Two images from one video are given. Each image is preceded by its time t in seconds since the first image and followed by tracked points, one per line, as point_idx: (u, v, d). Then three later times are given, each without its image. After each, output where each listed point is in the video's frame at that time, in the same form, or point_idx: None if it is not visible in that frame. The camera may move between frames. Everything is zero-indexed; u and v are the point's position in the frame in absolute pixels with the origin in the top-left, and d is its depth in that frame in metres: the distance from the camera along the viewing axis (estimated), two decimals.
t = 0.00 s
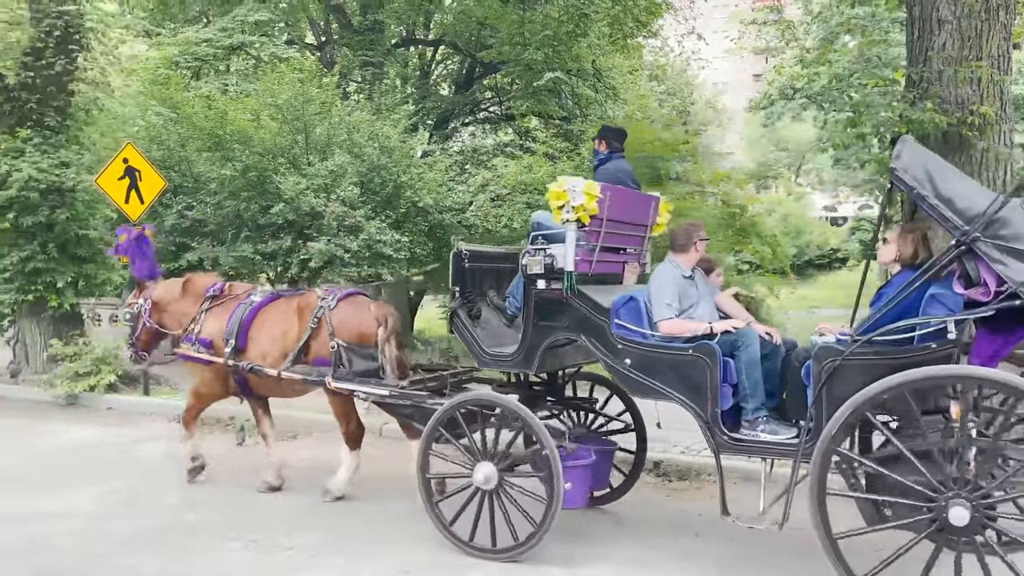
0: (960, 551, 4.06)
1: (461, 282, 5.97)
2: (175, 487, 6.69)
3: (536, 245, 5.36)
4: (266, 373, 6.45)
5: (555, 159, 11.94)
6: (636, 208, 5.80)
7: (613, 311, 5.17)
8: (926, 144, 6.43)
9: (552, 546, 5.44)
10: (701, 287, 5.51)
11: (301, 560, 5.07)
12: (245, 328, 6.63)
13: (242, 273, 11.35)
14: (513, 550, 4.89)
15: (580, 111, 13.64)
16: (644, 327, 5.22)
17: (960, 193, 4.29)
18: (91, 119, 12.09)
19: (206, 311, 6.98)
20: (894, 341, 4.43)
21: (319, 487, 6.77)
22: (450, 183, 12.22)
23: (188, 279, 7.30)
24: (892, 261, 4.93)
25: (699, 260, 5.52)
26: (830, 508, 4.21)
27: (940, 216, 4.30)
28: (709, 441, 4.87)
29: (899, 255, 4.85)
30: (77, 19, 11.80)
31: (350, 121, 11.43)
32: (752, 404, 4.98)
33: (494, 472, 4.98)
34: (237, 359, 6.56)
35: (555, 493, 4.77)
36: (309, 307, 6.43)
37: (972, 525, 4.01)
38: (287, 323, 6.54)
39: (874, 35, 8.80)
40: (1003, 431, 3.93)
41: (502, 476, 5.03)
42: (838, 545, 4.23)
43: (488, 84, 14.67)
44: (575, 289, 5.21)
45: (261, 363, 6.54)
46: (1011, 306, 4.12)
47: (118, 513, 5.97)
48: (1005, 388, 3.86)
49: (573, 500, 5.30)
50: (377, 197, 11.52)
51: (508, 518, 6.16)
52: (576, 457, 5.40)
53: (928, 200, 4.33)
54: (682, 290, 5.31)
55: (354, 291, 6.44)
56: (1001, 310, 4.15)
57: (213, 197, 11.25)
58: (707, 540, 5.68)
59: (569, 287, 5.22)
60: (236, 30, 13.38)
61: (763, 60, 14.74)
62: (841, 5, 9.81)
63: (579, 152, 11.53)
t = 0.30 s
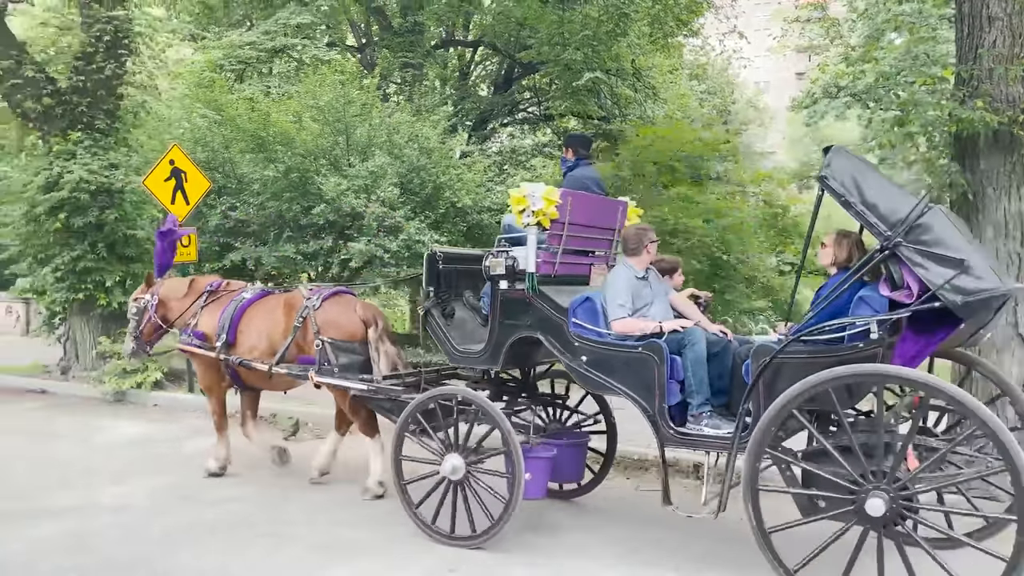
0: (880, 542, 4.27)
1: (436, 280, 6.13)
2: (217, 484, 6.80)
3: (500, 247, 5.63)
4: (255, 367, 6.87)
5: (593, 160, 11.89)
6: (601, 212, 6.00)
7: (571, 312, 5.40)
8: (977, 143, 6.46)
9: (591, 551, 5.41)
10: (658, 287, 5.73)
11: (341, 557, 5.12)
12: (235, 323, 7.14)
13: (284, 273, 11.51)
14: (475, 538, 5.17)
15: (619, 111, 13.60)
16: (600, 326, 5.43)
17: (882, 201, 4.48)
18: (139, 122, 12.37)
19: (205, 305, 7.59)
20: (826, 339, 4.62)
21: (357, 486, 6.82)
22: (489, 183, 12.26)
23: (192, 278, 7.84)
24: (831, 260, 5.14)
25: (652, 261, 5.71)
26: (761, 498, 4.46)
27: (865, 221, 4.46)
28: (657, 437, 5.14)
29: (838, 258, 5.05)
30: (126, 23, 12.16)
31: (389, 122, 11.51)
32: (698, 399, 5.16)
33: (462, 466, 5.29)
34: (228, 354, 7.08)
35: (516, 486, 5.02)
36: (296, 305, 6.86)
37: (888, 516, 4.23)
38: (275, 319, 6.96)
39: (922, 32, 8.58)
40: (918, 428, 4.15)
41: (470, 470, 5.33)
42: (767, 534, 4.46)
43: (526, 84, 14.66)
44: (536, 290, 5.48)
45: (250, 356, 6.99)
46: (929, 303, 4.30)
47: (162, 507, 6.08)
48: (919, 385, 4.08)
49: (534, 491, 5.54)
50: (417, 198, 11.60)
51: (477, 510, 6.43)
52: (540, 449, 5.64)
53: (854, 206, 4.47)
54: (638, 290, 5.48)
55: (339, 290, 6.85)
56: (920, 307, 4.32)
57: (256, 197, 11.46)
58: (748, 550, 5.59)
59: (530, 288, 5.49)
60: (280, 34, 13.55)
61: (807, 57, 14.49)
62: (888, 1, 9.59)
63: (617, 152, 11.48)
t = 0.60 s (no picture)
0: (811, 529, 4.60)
1: (419, 282, 6.52)
2: (258, 479, 6.93)
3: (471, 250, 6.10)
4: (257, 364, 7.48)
5: (632, 160, 11.86)
6: (572, 215, 6.39)
7: (536, 311, 5.79)
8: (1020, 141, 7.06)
9: (625, 552, 5.41)
10: (617, 286, 6.11)
11: (380, 553, 5.20)
12: (236, 325, 7.67)
13: (325, 273, 11.65)
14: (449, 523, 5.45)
15: (659, 111, 13.45)
16: (563, 324, 5.83)
17: (818, 206, 4.89)
18: (185, 124, 12.63)
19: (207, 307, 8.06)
20: (767, 339, 5.00)
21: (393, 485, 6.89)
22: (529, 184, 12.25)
23: (194, 277, 8.29)
24: (777, 262, 5.57)
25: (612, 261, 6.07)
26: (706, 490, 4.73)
27: (800, 225, 4.88)
28: (612, 431, 5.51)
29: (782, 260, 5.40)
30: (172, 27, 12.41)
31: (429, 123, 11.58)
32: (650, 395, 5.49)
33: (432, 456, 5.64)
34: (230, 353, 7.61)
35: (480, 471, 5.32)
36: (289, 309, 7.52)
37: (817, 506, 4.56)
38: (273, 320, 7.58)
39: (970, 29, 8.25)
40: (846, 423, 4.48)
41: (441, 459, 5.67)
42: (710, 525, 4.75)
43: (565, 85, 14.68)
44: (505, 290, 5.87)
45: (252, 354, 7.61)
46: (856, 305, 4.68)
47: (205, 501, 6.21)
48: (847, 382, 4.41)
49: (506, 483, 5.90)
50: (456, 198, 11.66)
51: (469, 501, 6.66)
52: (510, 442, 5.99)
53: (790, 211, 4.93)
54: (598, 290, 5.86)
55: (328, 292, 7.46)
56: (848, 307, 4.70)
57: (298, 198, 11.63)
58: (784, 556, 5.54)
59: (500, 287, 5.86)
60: (322, 36, 13.71)
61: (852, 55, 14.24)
62: None
63: (656, 152, 11.44)
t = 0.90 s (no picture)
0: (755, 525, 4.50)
1: (403, 277, 6.48)
2: (296, 476, 6.98)
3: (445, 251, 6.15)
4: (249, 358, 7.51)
5: (671, 160, 11.77)
6: (547, 219, 6.38)
7: (507, 310, 5.79)
8: None
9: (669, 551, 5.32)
10: (584, 285, 6.09)
11: (417, 551, 5.19)
12: (238, 319, 7.74)
13: (363, 272, 11.74)
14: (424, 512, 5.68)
15: (698, 110, 13.29)
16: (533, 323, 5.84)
17: (762, 212, 4.87)
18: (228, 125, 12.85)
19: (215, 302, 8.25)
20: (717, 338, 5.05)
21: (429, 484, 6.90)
22: (567, 183, 12.18)
23: (203, 275, 8.62)
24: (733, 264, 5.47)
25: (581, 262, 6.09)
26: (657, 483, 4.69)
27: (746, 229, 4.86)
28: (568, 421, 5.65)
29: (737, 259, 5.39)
30: (217, 30, 12.67)
31: (466, 124, 11.63)
32: (610, 389, 5.43)
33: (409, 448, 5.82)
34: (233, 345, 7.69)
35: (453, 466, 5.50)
36: (285, 303, 7.43)
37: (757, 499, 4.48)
38: (269, 315, 7.55)
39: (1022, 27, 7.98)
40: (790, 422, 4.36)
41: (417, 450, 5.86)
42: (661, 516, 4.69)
43: (603, 85, 14.84)
44: (480, 290, 5.92)
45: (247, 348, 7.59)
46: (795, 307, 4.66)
47: (245, 498, 6.26)
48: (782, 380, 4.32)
49: (490, 472, 5.97)
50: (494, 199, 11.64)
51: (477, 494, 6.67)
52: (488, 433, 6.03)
53: (736, 217, 4.96)
54: (567, 291, 5.87)
55: (325, 291, 7.36)
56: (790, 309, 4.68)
57: (337, 198, 11.74)
58: (828, 549, 5.39)
59: (473, 286, 5.92)
60: (361, 38, 13.80)
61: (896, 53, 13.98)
62: None
63: (695, 152, 11.34)
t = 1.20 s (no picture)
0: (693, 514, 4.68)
1: (393, 271, 6.53)
2: (332, 473, 7.00)
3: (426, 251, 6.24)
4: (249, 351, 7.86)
5: (709, 159, 11.66)
6: (527, 222, 6.42)
7: (483, 307, 5.87)
8: None
9: (704, 550, 5.20)
10: (557, 284, 6.11)
11: (451, 550, 5.18)
12: (237, 314, 8.09)
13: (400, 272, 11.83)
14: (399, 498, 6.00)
15: (738, 109, 13.19)
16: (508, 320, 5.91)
17: (710, 217, 4.99)
18: (268, 125, 13.00)
19: (216, 298, 8.59)
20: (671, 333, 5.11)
21: (463, 481, 6.88)
22: (604, 182, 12.14)
23: (211, 274, 9.00)
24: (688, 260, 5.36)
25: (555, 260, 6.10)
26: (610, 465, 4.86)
27: (695, 232, 4.99)
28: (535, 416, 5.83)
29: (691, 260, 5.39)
30: (259, 32, 12.79)
31: (502, 123, 11.63)
32: (575, 381, 5.51)
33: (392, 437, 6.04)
34: (234, 339, 8.02)
35: (430, 459, 5.76)
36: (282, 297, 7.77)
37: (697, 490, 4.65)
38: (266, 310, 7.89)
39: None
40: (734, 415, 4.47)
41: (399, 439, 6.09)
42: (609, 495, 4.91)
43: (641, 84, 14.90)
44: (458, 288, 6.01)
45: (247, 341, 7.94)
46: (739, 308, 4.77)
47: (280, 494, 6.29)
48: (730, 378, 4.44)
49: (467, 462, 6.09)
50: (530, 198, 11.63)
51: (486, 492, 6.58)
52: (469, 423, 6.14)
53: (685, 220, 5.05)
54: (538, 291, 5.91)
55: (319, 283, 7.67)
56: (735, 307, 4.79)
57: (374, 197, 11.85)
58: (853, 544, 5.38)
59: (452, 284, 6.00)
60: (399, 39, 13.88)
61: (940, 50, 13.73)
62: None
63: (734, 152, 11.24)
